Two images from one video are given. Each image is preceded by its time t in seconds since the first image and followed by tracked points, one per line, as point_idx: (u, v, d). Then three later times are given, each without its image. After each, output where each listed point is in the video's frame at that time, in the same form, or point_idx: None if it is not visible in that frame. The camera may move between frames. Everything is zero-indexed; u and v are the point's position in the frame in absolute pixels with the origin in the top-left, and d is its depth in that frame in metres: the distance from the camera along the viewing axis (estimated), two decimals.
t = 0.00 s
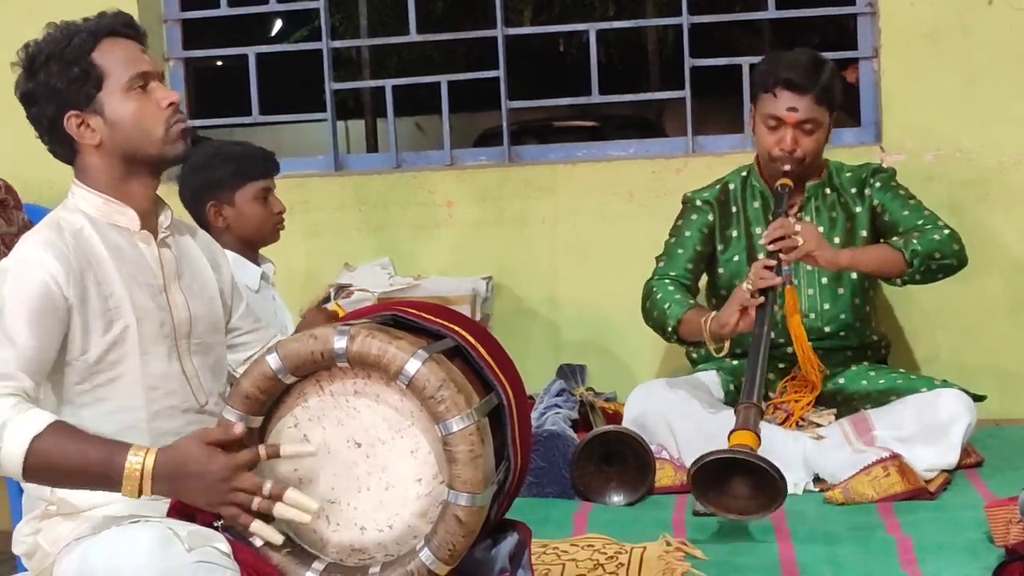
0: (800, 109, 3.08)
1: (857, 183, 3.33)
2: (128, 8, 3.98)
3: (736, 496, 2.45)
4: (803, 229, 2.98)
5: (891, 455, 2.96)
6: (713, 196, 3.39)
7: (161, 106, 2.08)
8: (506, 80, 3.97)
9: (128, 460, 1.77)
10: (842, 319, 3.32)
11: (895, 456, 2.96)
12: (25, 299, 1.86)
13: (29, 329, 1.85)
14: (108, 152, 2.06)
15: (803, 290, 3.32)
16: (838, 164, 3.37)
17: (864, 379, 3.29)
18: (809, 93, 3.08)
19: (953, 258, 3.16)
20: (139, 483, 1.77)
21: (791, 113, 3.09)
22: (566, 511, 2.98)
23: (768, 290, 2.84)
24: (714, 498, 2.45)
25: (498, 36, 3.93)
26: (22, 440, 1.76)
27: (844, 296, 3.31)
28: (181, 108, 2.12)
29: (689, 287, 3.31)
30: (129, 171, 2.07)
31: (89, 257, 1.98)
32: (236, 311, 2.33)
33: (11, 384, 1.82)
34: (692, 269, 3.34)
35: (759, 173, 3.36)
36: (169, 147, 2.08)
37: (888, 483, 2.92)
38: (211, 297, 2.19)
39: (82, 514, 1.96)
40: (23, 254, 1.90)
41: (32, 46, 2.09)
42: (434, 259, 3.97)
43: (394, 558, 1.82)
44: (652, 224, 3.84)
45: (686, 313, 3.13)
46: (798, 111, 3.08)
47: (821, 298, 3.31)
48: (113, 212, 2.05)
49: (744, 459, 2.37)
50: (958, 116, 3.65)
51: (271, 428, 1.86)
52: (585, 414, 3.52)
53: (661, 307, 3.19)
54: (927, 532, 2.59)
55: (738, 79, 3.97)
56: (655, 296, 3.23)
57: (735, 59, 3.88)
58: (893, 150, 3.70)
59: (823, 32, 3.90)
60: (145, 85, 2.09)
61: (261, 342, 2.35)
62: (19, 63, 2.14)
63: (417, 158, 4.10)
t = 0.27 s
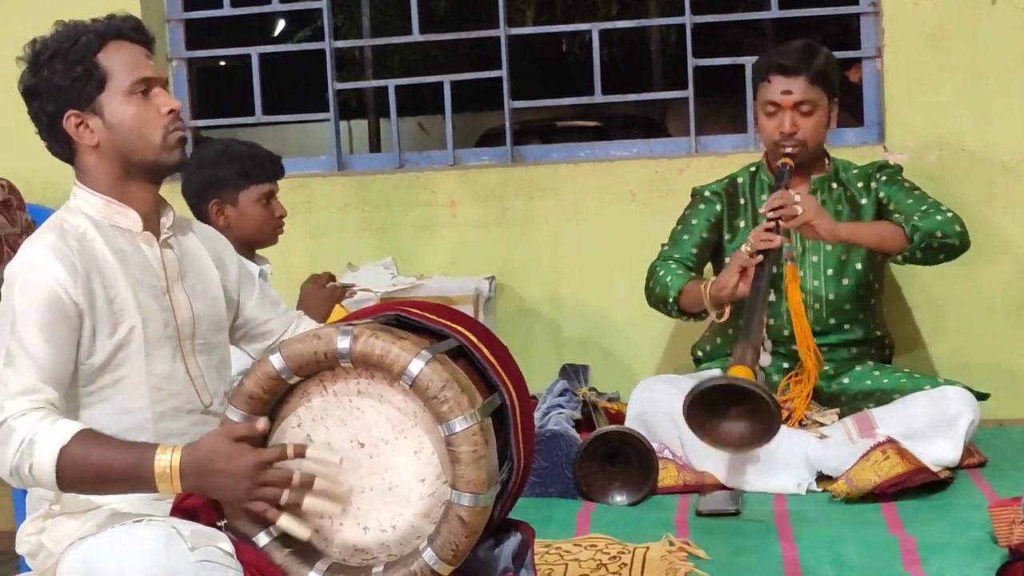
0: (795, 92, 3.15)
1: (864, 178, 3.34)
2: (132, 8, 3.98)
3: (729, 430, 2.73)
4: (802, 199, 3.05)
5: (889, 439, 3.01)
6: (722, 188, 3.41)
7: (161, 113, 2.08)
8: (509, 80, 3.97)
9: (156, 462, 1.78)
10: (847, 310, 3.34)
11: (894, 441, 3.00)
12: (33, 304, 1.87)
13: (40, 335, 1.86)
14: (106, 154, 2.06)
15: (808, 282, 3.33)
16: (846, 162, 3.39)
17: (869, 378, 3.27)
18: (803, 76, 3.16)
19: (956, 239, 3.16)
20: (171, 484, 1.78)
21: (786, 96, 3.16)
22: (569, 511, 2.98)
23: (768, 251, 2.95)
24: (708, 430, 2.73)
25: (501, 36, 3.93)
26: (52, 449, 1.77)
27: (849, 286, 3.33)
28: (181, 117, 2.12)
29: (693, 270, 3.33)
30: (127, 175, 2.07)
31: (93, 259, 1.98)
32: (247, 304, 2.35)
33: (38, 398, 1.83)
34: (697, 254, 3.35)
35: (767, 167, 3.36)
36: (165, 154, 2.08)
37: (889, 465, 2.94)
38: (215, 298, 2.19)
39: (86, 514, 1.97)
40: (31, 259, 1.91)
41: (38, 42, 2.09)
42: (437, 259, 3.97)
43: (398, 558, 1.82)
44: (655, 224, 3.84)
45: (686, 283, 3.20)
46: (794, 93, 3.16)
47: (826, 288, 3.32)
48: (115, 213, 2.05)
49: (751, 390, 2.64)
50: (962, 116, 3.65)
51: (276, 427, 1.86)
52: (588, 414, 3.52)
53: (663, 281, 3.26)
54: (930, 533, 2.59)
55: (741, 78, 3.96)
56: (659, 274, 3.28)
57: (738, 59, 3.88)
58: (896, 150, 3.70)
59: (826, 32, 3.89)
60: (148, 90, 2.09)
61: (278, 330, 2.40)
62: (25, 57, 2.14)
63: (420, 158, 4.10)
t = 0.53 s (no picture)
0: (798, 73, 3.25)
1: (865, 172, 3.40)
2: (135, 8, 3.99)
3: (681, 318, 2.75)
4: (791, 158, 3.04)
5: (897, 454, 2.99)
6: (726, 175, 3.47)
7: (167, 103, 2.08)
8: (512, 80, 3.97)
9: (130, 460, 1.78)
10: (847, 297, 3.39)
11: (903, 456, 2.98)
12: (36, 301, 1.87)
13: (35, 334, 1.86)
14: (118, 153, 2.07)
15: (809, 269, 3.40)
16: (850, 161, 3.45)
17: (871, 375, 3.29)
18: (807, 60, 3.26)
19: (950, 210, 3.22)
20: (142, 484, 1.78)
21: (789, 77, 3.25)
22: (571, 511, 2.98)
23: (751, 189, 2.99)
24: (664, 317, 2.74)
25: (504, 36, 3.93)
26: (32, 443, 1.79)
27: (849, 273, 3.39)
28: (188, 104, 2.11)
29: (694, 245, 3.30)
30: (139, 171, 2.07)
31: (100, 258, 1.99)
32: (259, 308, 2.35)
33: (23, 395, 1.84)
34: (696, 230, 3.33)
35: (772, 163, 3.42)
36: (173, 144, 2.06)
37: (896, 482, 2.93)
38: (228, 298, 2.19)
39: (89, 513, 1.97)
40: (35, 255, 1.92)
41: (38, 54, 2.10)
42: (440, 259, 3.97)
43: (400, 558, 1.82)
44: (658, 224, 3.84)
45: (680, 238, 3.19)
46: (797, 74, 3.25)
47: (826, 275, 3.39)
48: (126, 212, 2.06)
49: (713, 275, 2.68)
50: (965, 116, 3.64)
51: (276, 428, 1.85)
52: (591, 414, 3.50)
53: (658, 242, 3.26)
54: (933, 533, 2.59)
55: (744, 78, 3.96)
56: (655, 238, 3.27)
57: (740, 59, 3.87)
58: (899, 150, 3.69)
59: (830, 32, 3.89)
60: (151, 83, 2.09)
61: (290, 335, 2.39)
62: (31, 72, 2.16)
63: (423, 158, 4.10)
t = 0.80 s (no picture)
0: (790, 75, 3.27)
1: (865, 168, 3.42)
2: (138, 8, 3.99)
3: (649, 244, 3.03)
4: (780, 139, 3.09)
5: (899, 455, 2.98)
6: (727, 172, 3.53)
7: (170, 112, 2.07)
8: (514, 80, 3.98)
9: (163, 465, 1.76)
10: (847, 288, 3.38)
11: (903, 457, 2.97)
12: (46, 299, 1.87)
13: (52, 332, 1.86)
14: (117, 155, 2.07)
15: (809, 264, 3.41)
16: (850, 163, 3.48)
17: (873, 372, 3.27)
18: (800, 62, 3.28)
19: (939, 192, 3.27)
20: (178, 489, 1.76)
21: (783, 80, 3.28)
22: (573, 511, 2.98)
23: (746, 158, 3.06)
24: (634, 241, 3.03)
25: (507, 36, 3.94)
26: (66, 445, 1.78)
27: (849, 265, 3.39)
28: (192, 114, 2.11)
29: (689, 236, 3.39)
30: (139, 176, 2.07)
31: (105, 257, 1.99)
32: (257, 314, 2.35)
33: (45, 396, 1.83)
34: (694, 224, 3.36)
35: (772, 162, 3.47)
36: (174, 153, 2.06)
37: (897, 483, 2.92)
38: (227, 299, 2.19)
39: (92, 513, 1.97)
40: (44, 253, 1.91)
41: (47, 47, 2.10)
42: (442, 259, 3.97)
43: (403, 558, 1.82)
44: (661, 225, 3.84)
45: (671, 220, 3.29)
46: (789, 77, 3.27)
47: (826, 267, 3.40)
48: (128, 212, 2.06)
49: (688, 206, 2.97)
50: (968, 116, 3.64)
51: (279, 430, 1.85)
52: (593, 413, 3.50)
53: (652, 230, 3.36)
54: (936, 533, 2.58)
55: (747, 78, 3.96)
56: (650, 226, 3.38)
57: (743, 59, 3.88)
58: (902, 150, 3.69)
59: (832, 31, 3.89)
60: (156, 90, 2.08)
61: (281, 342, 2.39)
62: (37, 63, 2.16)
63: (425, 158, 4.11)
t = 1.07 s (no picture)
0: (787, 78, 3.27)
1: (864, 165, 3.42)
2: (140, 8, 4.00)
3: (638, 228, 3.01)
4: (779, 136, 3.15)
5: (902, 455, 2.97)
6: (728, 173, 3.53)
7: (179, 108, 2.08)
8: (516, 80, 3.98)
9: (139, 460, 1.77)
10: (847, 288, 3.38)
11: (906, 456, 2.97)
12: (50, 301, 1.87)
13: (47, 336, 1.86)
14: (130, 156, 2.07)
15: (809, 264, 3.41)
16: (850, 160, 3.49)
17: (874, 370, 3.27)
18: (795, 64, 3.28)
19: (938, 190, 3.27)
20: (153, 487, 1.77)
21: (779, 83, 3.28)
22: (576, 511, 2.98)
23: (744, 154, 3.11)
24: (623, 224, 3.00)
25: (509, 37, 3.94)
26: (42, 443, 1.78)
27: (849, 265, 3.39)
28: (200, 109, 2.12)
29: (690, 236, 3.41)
30: (151, 175, 2.08)
31: (110, 257, 1.99)
32: (261, 313, 2.36)
33: (32, 397, 1.84)
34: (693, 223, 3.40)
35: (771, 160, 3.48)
36: (187, 149, 2.07)
37: (900, 483, 2.92)
38: (232, 301, 2.20)
39: (95, 513, 1.97)
40: (47, 256, 1.91)
41: (48, 51, 2.09)
42: (444, 259, 3.97)
43: (405, 558, 1.82)
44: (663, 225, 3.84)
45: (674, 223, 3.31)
46: (786, 80, 3.27)
47: (826, 267, 3.40)
48: (135, 214, 2.06)
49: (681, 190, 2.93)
50: (970, 116, 3.64)
51: (281, 428, 1.86)
52: (595, 414, 3.52)
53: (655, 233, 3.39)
54: (938, 533, 2.58)
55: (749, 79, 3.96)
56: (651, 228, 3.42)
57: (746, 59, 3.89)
58: (905, 150, 3.69)
59: (834, 32, 3.89)
60: (163, 86, 2.10)
61: (288, 337, 2.40)
62: (38, 71, 2.14)
63: (427, 158, 4.11)
